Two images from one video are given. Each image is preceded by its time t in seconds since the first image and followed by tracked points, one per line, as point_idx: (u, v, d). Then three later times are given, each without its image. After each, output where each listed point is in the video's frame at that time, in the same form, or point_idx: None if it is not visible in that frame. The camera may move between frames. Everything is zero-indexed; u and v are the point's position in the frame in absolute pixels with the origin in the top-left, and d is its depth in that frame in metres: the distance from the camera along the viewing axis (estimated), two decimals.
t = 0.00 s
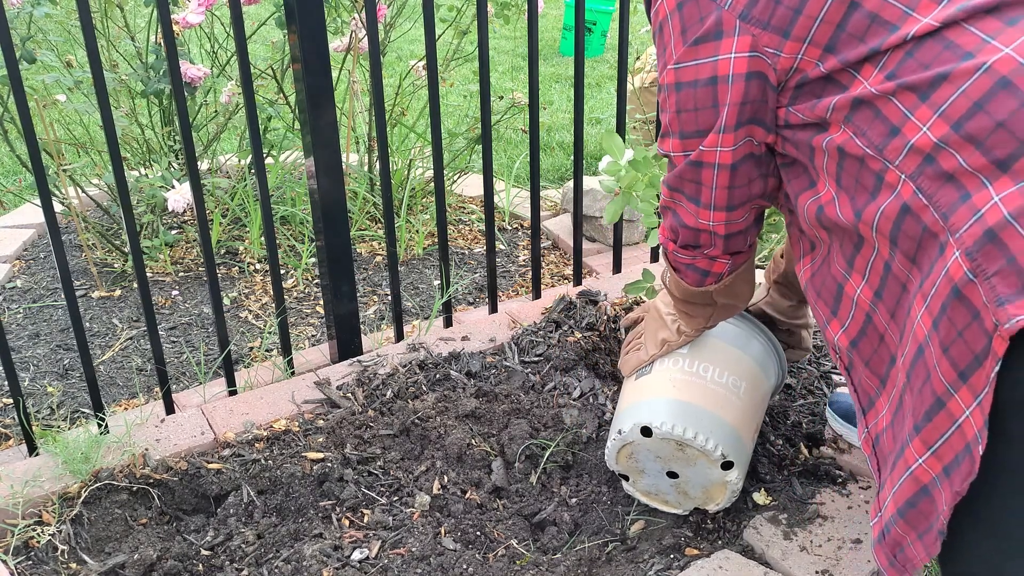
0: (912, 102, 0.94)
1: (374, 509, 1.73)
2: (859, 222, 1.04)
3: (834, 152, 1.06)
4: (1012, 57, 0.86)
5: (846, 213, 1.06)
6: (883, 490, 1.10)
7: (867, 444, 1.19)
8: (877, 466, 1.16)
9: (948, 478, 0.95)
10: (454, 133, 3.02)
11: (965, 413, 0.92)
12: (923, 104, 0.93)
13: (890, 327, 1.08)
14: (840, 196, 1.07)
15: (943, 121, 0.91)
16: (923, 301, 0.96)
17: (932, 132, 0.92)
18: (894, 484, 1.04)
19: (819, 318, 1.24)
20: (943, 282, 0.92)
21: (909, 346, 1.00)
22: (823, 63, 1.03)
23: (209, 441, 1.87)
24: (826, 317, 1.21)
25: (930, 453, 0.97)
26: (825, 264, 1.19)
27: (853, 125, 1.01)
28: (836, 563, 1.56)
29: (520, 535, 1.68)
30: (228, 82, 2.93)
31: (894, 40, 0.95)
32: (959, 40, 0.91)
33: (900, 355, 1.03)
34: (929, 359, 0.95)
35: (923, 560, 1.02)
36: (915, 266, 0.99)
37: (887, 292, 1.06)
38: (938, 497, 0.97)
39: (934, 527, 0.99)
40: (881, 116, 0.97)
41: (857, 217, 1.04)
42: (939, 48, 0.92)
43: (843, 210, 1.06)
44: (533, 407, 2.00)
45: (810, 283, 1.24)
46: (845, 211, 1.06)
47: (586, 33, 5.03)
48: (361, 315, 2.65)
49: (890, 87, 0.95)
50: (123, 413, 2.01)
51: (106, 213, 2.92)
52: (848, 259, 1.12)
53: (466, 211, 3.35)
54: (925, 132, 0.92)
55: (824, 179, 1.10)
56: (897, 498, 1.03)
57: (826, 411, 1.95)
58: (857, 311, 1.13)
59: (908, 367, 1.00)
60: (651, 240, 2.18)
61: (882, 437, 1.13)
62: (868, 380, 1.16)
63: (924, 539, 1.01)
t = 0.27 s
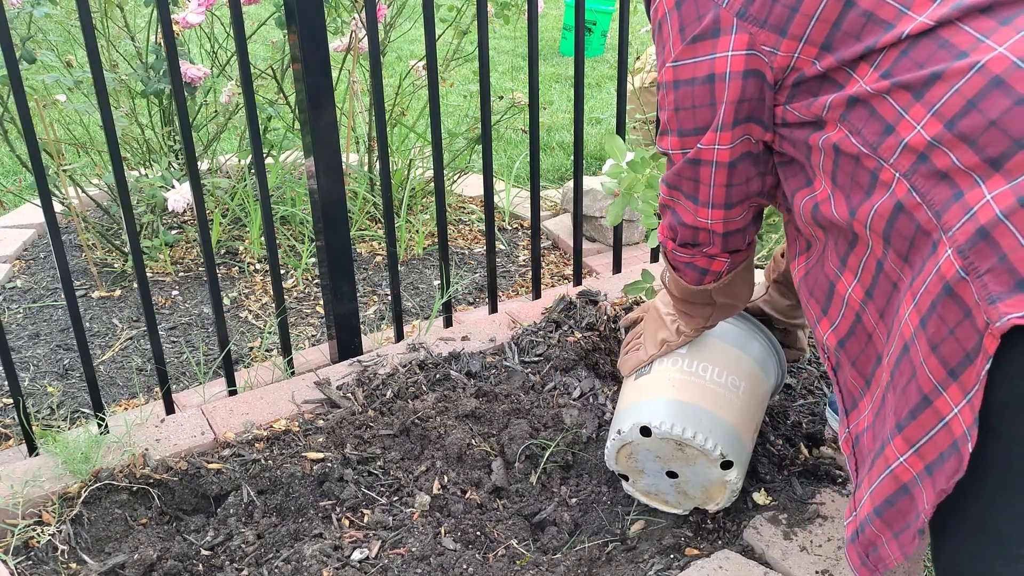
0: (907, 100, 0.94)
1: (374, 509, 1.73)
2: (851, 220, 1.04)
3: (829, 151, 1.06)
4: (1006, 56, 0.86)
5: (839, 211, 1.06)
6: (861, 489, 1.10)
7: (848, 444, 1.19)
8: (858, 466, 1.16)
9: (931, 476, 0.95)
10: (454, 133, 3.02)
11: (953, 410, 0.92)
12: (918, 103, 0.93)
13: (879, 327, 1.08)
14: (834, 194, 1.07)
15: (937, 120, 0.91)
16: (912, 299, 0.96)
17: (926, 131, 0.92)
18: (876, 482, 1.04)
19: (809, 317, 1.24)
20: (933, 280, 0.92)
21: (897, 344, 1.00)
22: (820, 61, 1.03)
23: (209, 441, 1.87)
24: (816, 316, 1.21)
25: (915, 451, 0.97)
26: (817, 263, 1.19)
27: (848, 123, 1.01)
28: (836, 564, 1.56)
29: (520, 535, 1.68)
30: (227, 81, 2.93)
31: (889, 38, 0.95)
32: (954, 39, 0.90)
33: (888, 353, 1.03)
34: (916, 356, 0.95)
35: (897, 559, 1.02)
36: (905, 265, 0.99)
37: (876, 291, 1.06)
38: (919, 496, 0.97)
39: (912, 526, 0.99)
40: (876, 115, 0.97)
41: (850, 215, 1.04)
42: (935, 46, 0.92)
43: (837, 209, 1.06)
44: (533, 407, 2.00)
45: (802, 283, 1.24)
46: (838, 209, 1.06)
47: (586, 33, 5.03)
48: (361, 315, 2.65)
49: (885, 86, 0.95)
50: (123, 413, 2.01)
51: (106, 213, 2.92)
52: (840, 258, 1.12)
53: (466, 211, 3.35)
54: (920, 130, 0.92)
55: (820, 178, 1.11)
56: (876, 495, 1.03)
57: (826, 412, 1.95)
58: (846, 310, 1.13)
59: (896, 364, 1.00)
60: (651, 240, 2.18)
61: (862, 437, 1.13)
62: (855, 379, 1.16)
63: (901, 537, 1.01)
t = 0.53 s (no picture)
0: (908, 99, 0.94)
1: (374, 509, 1.73)
2: (852, 219, 1.04)
3: (829, 150, 1.06)
4: (1008, 54, 0.86)
5: (839, 210, 1.06)
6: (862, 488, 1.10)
7: (849, 444, 1.20)
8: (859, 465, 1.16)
9: (932, 475, 0.95)
10: (454, 132, 3.02)
11: (954, 409, 0.92)
12: (919, 101, 0.93)
13: (879, 325, 1.08)
14: (834, 193, 1.07)
15: (938, 118, 0.91)
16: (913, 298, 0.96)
17: (927, 129, 0.92)
18: (877, 481, 1.04)
19: (809, 317, 1.24)
20: (934, 279, 0.92)
21: (898, 343, 1.00)
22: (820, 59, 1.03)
23: (209, 441, 1.87)
24: (817, 315, 1.21)
25: (916, 450, 0.97)
26: (816, 262, 1.19)
27: (848, 122, 1.01)
28: (836, 564, 1.56)
29: (520, 535, 1.68)
30: (227, 81, 2.93)
31: (891, 36, 0.94)
32: (956, 37, 0.90)
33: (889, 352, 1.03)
34: (917, 355, 0.95)
35: (897, 560, 1.02)
36: (906, 264, 0.99)
37: (877, 291, 1.06)
38: (920, 495, 0.97)
39: (912, 525, 0.99)
40: (877, 113, 0.97)
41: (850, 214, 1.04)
42: (936, 45, 0.92)
43: (837, 208, 1.06)
44: (533, 407, 2.00)
45: (801, 282, 1.24)
46: (838, 208, 1.06)
47: (586, 33, 5.03)
48: (361, 315, 2.65)
49: (886, 84, 0.95)
50: (123, 413, 2.01)
51: (106, 213, 2.92)
52: (840, 257, 1.12)
53: (466, 211, 3.35)
54: (921, 128, 0.92)
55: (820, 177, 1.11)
56: (878, 495, 1.03)
57: (826, 412, 1.95)
58: (847, 309, 1.13)
59: (896, 363, 1.00)
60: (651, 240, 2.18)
61: (863, 436, 1.13)
62: (856, 379, 1.16)
63: (902, 536, 1.01)
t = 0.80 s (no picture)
0: (909, 101, 0.94)
1: (374, 509, 1.73)
2: (855, 222, 1.04)
3: (830, 153, 1.06)
4: (1008, 55, 0.86)
5: (842, 213, 1.06)
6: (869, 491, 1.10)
7: (857, 448, 1.19)
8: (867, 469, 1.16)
9: (936, 477, 0.95)
10: (454, 133, 3.02)
11: (957, 411, 0.91)
12: (920, 104, 0.93)
13: (884, 328, 1.08)
14: (838, 196, 1.07)
15: (939, 120, 0.91)
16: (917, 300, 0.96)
17: (928, 131, 0.92)
18: (881, 483, 1.03)
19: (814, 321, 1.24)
20: (936, 281, 0.92)
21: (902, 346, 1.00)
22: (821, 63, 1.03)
23: (209, 441, 1.87)
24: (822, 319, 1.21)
25: (919, 452, 0.96)
26: (820, 266, 1.19)
27: (850, 125, 1.01)
28: (836, 564, 1.56)
29: (520, 535, 1.68)
30: (228, 81, 2.93)
31: (892, 39, 0.95)
32: (956, 40, 0.90)
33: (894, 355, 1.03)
34: (919, 357, 0.95)
35: (904, 563, 1.02)
36: (910, 266, 0.99)
37: (881, 294, 1.06)
38: (924, 497, 0.97)
39: (917, 528, 0.99)
40: (878, 116, 0.97)
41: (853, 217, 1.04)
42: (936, 47, 0.92)
43: (840, 211, 1.06)
44: (533, 407, 2.00)
45: (805, 286, 1.24)
46: (841, 212, 1.06)
47: (586, 33, 5.03)
48: (361, 315, 2.65)
49: (887, 87, 0.95)
50: (123, 412, 2.01)
51: (106, 213, 2.92)
52: (844, 261, 1.12)
53: (466, 211, 3.35)
54: (922, 130, 0.92)
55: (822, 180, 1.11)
56: (882, 498, 1.03)
57: (826, 412, 1.95)
58: (851, 313, 1.13)
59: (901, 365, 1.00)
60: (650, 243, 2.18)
61: (871, 440, 1.13)
62: (862, 382, 1.16)
63: (907, 539, 1.01)
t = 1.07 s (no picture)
0: (911, 103, 0.94)
1: (374, 509, 1.73)
2: (858, 224, 1.04)
3: (831, 155, 1.06)
4: (1010, 56, 0.86)
5: (844, 216, 1.06)
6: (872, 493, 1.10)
7: (858, 450, 1.19)
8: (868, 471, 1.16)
9: (942, 478, 0.95)
10: (454, 132, 3.02)
11: (962, 412, 0.91)
12: (922, 105, 0.93)
13: (885, 330, 1.08)
14: (839, 199, 1.07)
15: (942, 122, 0.91)
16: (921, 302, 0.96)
17: (931, 133, 0.92)
18: (886, 485, 1.03)
19: (813, 324, 1.24)
20: (941, 282, 0.92)
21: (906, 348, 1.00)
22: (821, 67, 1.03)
23: (209, 441, 1.87)
24: (821, 322, 1.21)
25: (924, 454, 0.96)
26: (819, 268, 1.19)
27: (851, 128, 1.01)
28: (836, 564, 1.56)
29: (520, 535, 1.68)
30: (228, 81, 2.93)
31: (893, 43, 0.95)
32: (957, 42, 0.91)
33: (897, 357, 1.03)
34: (925, 359, 0.95)
35: (909, 564, 1.02)
36: (913, 268, 0.99)
37: (882, 296, 1.06)
38: (931, 499, 0.97)
39: (924, 530, 0.99)
40: (880, 118, 0.98)
41: (855, 219, 1.04)
42: (938, 50, 0.92)
43: (841, 213, 1.06)
44: (533, 407, 2.00)
45: (803, 288, 1.24)
46: (843, 214, 1.06)
47: (586, 33, 5.03)
48: (361, 315, 2.65)
49: (889, 89, 0.95)
50: (123, 413, 2.01)
51: (106, 213, 2.92)
52: (845, 263, 1.12)
53: (466, 211, 3.35)
54: (925, 132, 0.92)
55: (823, 183, 1.11)
56: (887, 500, 1.03)
57: (826, 412, 1.95)
58: (851, 315, 1.13)
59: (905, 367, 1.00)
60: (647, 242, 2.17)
61: (872, 442, 1.13)
62: (861, 385, 1.16)
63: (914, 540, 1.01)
